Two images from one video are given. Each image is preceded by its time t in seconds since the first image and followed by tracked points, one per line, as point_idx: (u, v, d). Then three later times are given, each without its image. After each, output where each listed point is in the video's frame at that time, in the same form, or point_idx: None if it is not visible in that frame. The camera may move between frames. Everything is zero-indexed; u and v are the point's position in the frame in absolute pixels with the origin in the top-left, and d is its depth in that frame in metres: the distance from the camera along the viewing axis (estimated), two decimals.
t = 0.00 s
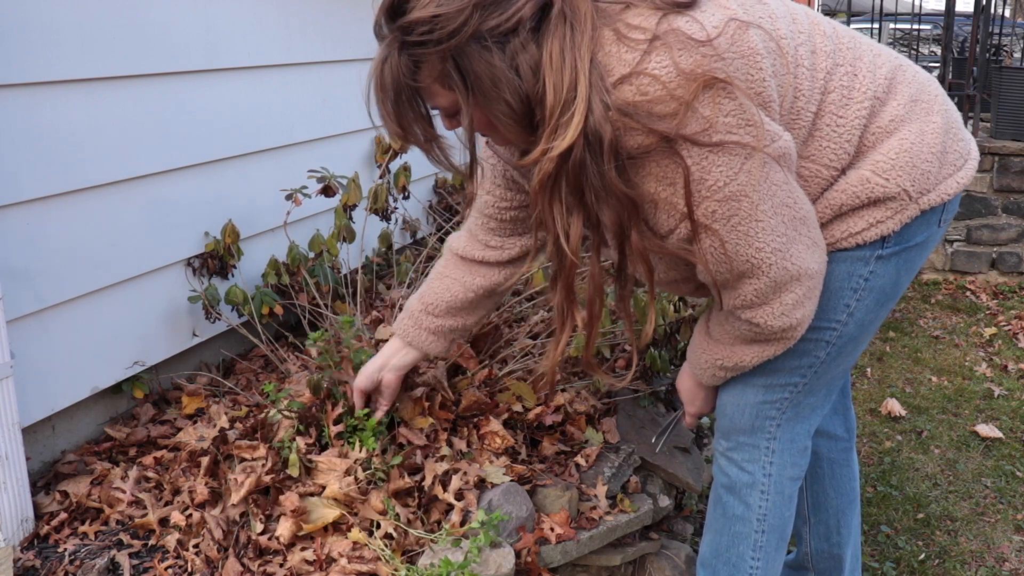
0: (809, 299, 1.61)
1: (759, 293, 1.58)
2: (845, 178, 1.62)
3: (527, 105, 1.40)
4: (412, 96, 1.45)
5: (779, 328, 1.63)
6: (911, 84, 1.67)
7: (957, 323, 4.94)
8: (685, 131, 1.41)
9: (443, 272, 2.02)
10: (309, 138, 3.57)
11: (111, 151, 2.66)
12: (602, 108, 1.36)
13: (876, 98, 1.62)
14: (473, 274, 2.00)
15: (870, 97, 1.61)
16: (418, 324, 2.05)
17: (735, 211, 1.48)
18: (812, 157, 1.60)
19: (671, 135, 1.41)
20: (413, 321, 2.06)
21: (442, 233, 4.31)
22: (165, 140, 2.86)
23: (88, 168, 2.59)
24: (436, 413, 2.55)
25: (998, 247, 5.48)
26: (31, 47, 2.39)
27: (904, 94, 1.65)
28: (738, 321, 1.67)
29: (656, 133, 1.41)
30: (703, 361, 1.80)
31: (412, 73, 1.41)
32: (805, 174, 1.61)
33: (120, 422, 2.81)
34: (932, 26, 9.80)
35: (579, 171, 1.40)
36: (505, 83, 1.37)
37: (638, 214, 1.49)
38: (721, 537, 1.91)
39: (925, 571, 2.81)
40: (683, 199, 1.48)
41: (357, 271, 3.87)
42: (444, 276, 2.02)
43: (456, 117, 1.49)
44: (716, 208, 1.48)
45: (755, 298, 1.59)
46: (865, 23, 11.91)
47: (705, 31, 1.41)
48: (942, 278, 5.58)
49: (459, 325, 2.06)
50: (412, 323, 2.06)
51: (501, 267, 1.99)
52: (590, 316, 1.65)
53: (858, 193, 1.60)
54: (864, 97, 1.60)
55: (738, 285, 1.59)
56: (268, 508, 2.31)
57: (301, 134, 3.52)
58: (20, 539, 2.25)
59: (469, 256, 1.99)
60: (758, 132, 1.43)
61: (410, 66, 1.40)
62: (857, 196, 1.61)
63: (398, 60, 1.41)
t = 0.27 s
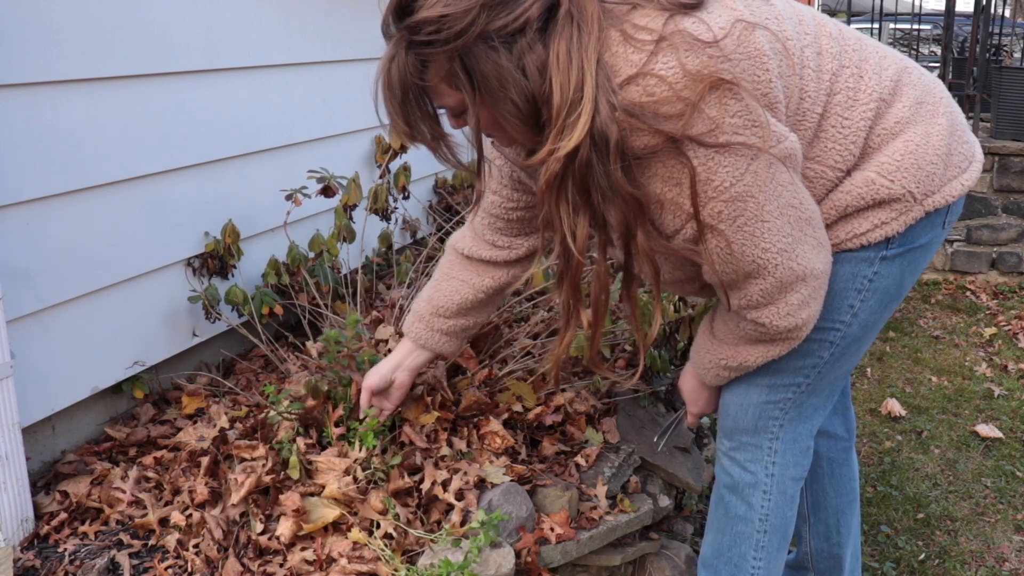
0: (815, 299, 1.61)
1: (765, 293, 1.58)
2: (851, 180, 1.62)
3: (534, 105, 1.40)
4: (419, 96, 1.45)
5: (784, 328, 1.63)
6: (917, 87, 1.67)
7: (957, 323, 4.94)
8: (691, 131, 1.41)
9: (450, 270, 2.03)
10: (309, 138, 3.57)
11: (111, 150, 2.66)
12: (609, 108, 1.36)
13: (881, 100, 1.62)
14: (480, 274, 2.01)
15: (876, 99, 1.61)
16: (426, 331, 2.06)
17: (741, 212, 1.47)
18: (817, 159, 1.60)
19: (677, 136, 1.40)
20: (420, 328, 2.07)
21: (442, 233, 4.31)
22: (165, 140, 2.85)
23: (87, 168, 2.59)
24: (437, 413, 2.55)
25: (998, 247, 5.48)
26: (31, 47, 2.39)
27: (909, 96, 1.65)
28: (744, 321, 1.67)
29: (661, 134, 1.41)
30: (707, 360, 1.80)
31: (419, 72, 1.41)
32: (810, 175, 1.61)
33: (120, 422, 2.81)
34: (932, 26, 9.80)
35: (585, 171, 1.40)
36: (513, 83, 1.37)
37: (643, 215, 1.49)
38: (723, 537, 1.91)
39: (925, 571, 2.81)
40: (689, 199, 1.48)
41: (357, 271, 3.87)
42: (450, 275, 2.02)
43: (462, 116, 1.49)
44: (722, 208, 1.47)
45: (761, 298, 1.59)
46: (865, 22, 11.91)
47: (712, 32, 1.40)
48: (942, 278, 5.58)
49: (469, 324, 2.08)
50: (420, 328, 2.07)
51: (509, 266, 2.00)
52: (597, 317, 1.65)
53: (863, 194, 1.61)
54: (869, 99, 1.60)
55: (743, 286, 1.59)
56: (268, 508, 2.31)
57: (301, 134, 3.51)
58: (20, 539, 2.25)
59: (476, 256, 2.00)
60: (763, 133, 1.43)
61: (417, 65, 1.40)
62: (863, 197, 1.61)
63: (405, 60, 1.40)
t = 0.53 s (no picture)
0: (816, 298, 1.60)
1: (765, 290, 1.58)
2: (854, 180, 1.62)
3: (537, 101, 1.40)
4: (425, 92, 1.45)
5: (785, 326, 1.63)
6: (922, 88, 1.68)
7: (957, 323, 4.95)
8: (692, 128, 1.41)
9: (468, 274, 2.02)
10: (309, 138, 3.57)
11: (111, 151, 2.66)
12: (610, 105, 1.36)
13: (885, 100, 1.62)
14: (499, 274, 2.00)
15: (879, 100, 1.61)
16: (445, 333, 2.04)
17: (742, 209, 1.47)
18: (820, 158, 1.60)
19: (678, 133, 1.40)
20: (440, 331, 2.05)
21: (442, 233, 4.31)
22: (165, 140, 2.86)
23: (87, 168, 2.59)
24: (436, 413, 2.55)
25: (998, 247, 5.48)
26: (31, 47, 2.39)
27: (913, 97, 1.65)
28: (745, 319, 1.67)
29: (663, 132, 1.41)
30: (710, 359, 1.80)
31: (425, 68, 1.41)
32: (813, 174, 1.61)
33: (120, 422, 2.81)
34: (932, 27, 9.80)
35: (587, 166, 1.41)
36: (516, 79, 1.37)
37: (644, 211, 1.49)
38: (725, 536, 1.91)
39: (925, 571, 2.81)
40: (690, 196, 1.48)
41: (357, 271, 3.87)
42: (470, 279, 2.02)
43: (467, 113, 1.49)
44: (723, 205, 1.47)
45: (762, 296, 1.59)
46: (865, 22, 11.92)
47: (715, 30, 1.41)
48: (942, 278, 5.58)
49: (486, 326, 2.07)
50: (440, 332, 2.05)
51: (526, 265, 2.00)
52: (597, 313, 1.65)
53: (866, 194, 1.61)
54: (873, 100, 1.60)
55: (745, 283, 1.59)
56: (268, 508, 2.31)
57: (301, 134, 3.52)
58: (20, 539, 2.25)
59: (493, 258, 1.99)
60: (765, 131, 1.43)
61: (423, 61, 1.41)
62: (865, 197, 1.61)
63: (411, 56, 1.41)
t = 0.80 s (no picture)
0: (820, 296, 1.60)
1: (770, 288, 1.57)
2: (861, 180, 1.62)
3: (547, 91, 1.41)
4: (436, 78, 1.46)
5: (789, 324, 1.62)
6: (931, 91, 1.68)
7: (957, 323, 4.95)
8: (700, 125, 1.40)
9: (466, 263, 2.02)
10: (309, 138, 3.57)
11: (111, 151, 2.66)
12: (619, 98, 1.36)
13: (894, 102, 1.62)
14: (495, 267, 1.99)
15: (888, 102, 1.61)
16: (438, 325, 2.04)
17: (748, 206, 1.47)
18: (827, 158, 1.60)
19: (686, 129, 1.40)
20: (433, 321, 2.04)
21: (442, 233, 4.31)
22: (165, 140, 2.86)
23: (87, 168, 2.59)
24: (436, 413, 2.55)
25: (998, 247, 5.48)
26: (31, 47, 2.39)
27: (922, 100, 1.65)
28: (749, 317, 1.67)
29: (669, 127, 1.40)
30: (714, 358, 1.80)
31: (436, 55, 1.42)
32: (820, 174, 1.61)
33: (120, 422, 2.81)
34: (932, 27, 9.80)
35: (594, 158, 1.41)
36: (527, 69, 1.38)
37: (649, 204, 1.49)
38: (727, 536, 1.91)
39: (925, 571, 2.81)
40: (697, 193, 1.48)
41: (357, 271, 3.87)
42: (467, 269, 2.01)
43: (477, 101, 1.49)
44: (729, 201, 1.47)
45: (766, 293, 1.58)
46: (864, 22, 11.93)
47: (726, 27, 1.40)
48: (942, 278, 5.56)
49: (480, 321, 2.06)
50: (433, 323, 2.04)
51: (523, 260, 1.99)
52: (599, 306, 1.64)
53: (873, 195, 1.61)
54: (882, 101, 1.60)
55: (749, 280, 1.59)
56: (268, 508, 2.31)
57: (301, 134, 3.52)
58: (20, 539, 2.25)
59: (491, 249, 1.99)
60: (772, 129, 1.43)
61: (435, 48, 1.41)
62: (872, 198, 1.61)
63: (424, 44, 1.41)
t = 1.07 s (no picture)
0: (825, 296, 1.60)
1: (775, 286, 1.57)
2: (868, 182, 1.62)
3: (559, 82, 1.41)
4: (449, 66, 1.46)
5: (793, 323, 1.62)
6: (940, 94, 1.68)
7: (957, 323, 4.94)
8: (711, 121, 1.41)
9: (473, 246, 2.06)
10: (309, 138, 3.57)
11: (111, 150, 2.66)
12: (631, 91, 1.37)
13: (903, 104, 1.62)
14: (501, 254, 2.03)
15: (898, 104, 1.61)
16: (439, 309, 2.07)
17: (756, 203, 1.47)
18: (835, 158, 1.60)
19: (697, 124, 1.41)
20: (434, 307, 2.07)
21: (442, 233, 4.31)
22: (165, 140, 2.86)
23: (86, 168, 2.59)
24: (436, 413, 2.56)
25: (998, 247, 5.47)
26: (31, 47, 2.39)
27: (931, 103, 1.65)
28: (754, 315, 1.66)
29: (680, 122, 1.41)
30: (719, 357, 1.79)
31: (450, 43, 1.42)
32: (828, 174, 1.61)
33: (120, 422, 2.81)
34: (932, 27, 9.80)
35: (604, 150, 1.42)
36: (540, 58, 1.38)
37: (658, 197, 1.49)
38: (731, 537, 1.91)
39: (925, 571, 2.81)
40: (706, 189, 1.48)
41: (357, 271, 3.87)
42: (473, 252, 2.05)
43: (489, 89, 1.49)
44: (737, 198, 1.47)
45: (771, 291, 1.58)
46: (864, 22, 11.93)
47: (739, 24, 1.41)
48: (943, 277, 5.51)
49: (483, 307, 2.09)
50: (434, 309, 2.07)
51: (530, 247, 2.03)
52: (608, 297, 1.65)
53: (879, 197, 1.61)
54: (892, 103, 1.60)
55: (755, 277, 1.58)
56: (268, 508, 2.31)
57: (301, 134, 3.52)
58: (20, 539, 2.25)
59: (497, 236, 2.03)
60: (783, 127, 1.43)
61: (448, 36, 1.41)
62: (879, 200, 1.61)
63: (436, 31, 1.42)
